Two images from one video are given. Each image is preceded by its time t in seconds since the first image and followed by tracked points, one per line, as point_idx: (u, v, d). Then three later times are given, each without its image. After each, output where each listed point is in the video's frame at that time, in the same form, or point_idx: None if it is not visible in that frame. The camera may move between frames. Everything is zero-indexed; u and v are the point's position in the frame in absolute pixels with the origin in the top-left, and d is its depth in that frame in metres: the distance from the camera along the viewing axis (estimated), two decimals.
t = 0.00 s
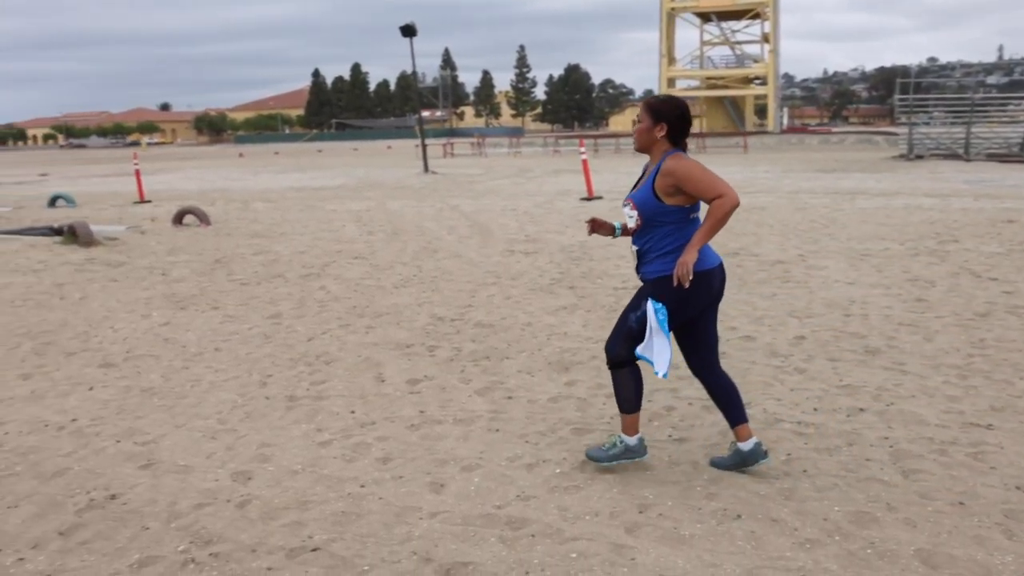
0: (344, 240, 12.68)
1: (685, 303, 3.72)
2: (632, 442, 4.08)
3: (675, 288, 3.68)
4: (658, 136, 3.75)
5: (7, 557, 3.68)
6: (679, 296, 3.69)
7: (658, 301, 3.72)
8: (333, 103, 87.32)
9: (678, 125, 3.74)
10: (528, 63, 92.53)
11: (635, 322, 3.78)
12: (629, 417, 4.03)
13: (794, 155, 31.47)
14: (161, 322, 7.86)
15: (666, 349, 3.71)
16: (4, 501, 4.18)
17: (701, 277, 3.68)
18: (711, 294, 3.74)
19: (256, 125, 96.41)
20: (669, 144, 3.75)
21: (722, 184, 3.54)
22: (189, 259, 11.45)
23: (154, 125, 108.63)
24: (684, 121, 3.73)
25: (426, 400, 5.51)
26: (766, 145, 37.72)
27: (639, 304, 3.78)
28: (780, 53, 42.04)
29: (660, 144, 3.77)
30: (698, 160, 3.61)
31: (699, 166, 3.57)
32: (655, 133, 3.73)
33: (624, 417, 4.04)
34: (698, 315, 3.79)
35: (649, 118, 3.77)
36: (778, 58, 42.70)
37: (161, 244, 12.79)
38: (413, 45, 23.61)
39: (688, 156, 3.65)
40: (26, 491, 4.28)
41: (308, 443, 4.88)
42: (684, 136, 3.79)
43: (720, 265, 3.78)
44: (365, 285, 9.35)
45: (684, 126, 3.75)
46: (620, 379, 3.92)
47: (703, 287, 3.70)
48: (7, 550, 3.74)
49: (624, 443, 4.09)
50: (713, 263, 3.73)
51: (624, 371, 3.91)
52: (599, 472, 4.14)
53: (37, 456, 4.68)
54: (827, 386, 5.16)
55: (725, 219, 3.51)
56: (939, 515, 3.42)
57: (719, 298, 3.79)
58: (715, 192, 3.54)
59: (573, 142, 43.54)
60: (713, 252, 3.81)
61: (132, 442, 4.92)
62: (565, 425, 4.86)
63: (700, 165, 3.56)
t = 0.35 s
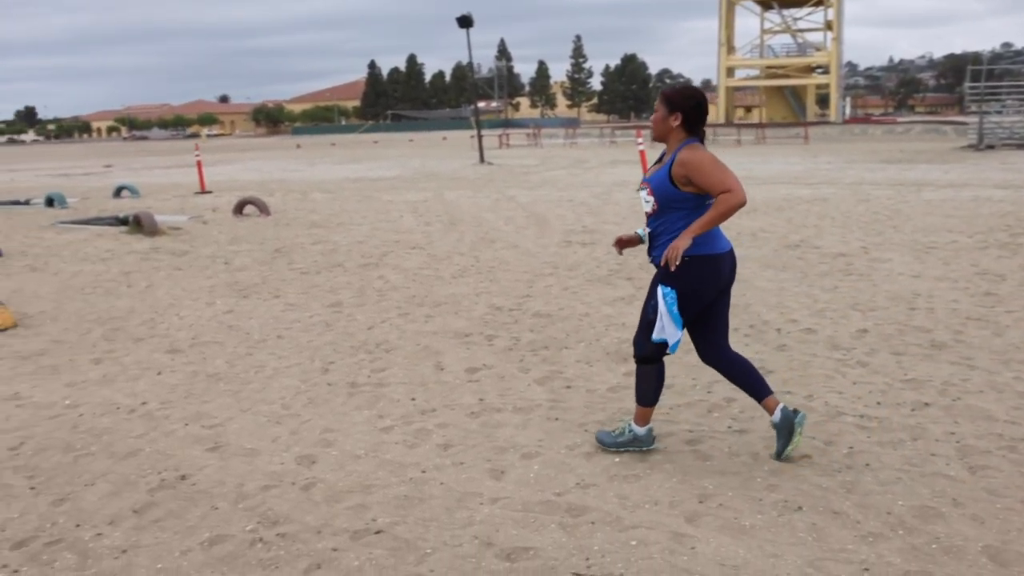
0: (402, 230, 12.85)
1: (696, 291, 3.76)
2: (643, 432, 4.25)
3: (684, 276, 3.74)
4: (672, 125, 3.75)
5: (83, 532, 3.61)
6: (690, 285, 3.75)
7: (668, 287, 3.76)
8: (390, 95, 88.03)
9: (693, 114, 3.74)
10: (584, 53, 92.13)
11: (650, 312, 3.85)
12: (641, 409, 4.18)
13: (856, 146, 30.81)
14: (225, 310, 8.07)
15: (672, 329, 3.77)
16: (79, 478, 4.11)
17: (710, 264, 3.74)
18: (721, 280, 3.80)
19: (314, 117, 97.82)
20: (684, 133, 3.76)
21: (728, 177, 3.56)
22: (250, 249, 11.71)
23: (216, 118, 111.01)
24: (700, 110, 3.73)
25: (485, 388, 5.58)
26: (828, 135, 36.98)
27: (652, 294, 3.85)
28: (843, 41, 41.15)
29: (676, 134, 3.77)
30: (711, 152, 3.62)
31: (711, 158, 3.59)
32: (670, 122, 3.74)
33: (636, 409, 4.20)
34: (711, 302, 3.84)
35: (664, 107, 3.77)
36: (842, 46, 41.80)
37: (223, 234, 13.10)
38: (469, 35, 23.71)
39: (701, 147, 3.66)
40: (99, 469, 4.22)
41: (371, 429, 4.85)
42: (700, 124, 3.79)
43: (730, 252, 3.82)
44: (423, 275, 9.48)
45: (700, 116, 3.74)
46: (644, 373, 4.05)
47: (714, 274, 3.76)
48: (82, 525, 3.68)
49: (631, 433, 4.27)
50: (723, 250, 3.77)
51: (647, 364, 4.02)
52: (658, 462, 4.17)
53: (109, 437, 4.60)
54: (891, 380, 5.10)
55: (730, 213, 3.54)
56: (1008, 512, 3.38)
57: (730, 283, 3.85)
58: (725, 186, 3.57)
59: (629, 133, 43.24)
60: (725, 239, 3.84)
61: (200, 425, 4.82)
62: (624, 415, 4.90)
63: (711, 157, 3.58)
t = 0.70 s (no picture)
0: (456, 222, 12.94)
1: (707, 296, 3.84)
2: (697, 431, 4.22)
3: (693, 280, 3.81)
4: (680, 129, 3.73)
5: (148, 514, 3.53)
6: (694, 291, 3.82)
7: (692, 296, 3.83)
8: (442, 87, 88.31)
9: (702, 118, 3.71)
10: (637, 44, 91.36)
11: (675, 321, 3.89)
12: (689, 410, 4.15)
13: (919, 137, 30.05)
14: (283, 299, 8.24)
15: (701, 338, 3.86)
16: (144, 462, 4.05)
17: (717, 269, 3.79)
18: (726, 287, 3.85)
19: (368, 109, 98.78)
20: (692, 136, 3.73)
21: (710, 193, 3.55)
22: (307, 239, 11.90)
23: (272, 111, 112.73)
24: (709, 114, 3.70)
25: (541, 379, 5.61)
26: (889, 126, 36.09)
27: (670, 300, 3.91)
28: (905, 29, 40.14)
29: (685, 137, 3.75)
30: (708, 164, 3.60)
31: (704, 172, 3.57)
32: (677, 125, 3.73)
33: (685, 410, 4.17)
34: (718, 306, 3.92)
35: (675, 108, 3.76)
36: (904, 35, 40.76)
37: (281, 224, 13.35)
38: (523, 27, 23.69)
39: (704, 156, 3.64)
40: (162, 452, 4.16)
41: (428, 418, 4.90)
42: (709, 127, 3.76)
43: (739, 257, 3.85)
44: (479, 267, 9.54)
45: (709, 119, 3.70)
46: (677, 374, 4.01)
47: (717, 281, 3.81)
48: (148, 507, 3.59)
49: (687, 432, 4.24)
50: (727, 254, 3.81)
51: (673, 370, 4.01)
52: (716, 456, 4.16)
53: (171, 422, 4.58)
54: (955, 376, 5.00)
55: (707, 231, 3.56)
56: None
57: (738, 287, 3.90)
58: (706, 203, 3.56)
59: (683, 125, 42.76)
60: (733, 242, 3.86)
61: (260, 412, 4.86)
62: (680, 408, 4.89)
63: (701, 172, 3.57)
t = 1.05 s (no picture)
0: (506, 218, 12.96)
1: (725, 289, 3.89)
2: (750, 428, 4.19)
3: (713, 275, 3.86)
4: (689, 126, 3.90)
5: (203, 505, 3.54)
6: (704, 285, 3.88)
7: (715, 290, 3.86)
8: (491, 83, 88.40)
9: (709, 115, 3.85)
10: (687, 38, 90.42)
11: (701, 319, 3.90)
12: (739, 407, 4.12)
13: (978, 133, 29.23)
14: (335, 294, 8.35)
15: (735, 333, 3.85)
16: (199, 453, 4.08)
17: (728, 262, 3.85)
18: (737, 281, 3.91)
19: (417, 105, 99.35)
20: (700, 133, 3.88)
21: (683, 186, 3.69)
22: (358, 235, 12.03)
23: (323, 107, 114.02)
24: (714, 112, 3.83)
25: (592, 376, 5.60)
26: (945, 121, 35.16)
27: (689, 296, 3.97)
28: (964, 22, 39.10)
29: (693, 135, 3.91)
30: (695, 159, 3.72)
31: (689, 166, 3.70)
32: (685, 123, 3.90)
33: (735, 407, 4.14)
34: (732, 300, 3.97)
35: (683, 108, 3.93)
36: (962, 28, 39.71)
37: (331, 220, 13.51)
38: (571, 22, 23.60)
39: (698, 151, 3.76)
40: (218, 445, 4.21)
41: (479, 414, 4.92)
42: (717, 124, 3.87)
43: (750, 250, 3.91)
44: (529, 263, 9.54)
45: (716, 117, 3.85)
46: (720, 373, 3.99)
47: (726, 276, 3.86)
48: (204, 498, 3.61)
49: (739, 431, 4.20)
50: (738, 248, 3.86)
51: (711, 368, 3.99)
52: (769, 455, 4.12)
53: (226, 415, 4.67)
54: (1017, 377, 4.87)
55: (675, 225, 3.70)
56: None
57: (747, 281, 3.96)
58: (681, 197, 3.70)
59: (734, 120, 42.18)
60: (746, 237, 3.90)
61: (313, 406, 4.93)
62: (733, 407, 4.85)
63: (683, 167, 3.70)
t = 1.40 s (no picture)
0: (553, 216, 12.88)
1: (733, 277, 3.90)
2: (686, 400, 4.65)
3: (718, 264, 3.89)
4: (695, 116, 3.98)
5: (254, 499, 3.55)
6: (708, 273, 3.93)
7: (726, 278, 3.88)
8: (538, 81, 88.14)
9: (711, 103, 3.91)
10: (736, 35, 89.18)
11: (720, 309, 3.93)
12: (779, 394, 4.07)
13: None
14: (384, 290, 8.37)
15: (759, 316, 3.83)
16: (250, 447, 4.10)
17: (728, 251, 3.87)
18: (741, 268, 3.91)
19: (465, 102, 99.55)
20: (706, 122, 3.96)
21: (672, 171, 3.80)
22: (407, 232, 12.06)
23: (371, 104, 114.75)
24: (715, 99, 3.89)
25: (642, 375, 5.51)
26: (1005, 119, 34.13)
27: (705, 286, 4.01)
28: None
29: (698, 124, 3.99)
30: (685, 143, 3.81)
31: (678, 151, 3.79)
32: (691, 113, 3.99)
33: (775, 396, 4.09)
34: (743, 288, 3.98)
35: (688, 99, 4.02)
36: (1023, 23, 38.52)
37: (380, 217, 13.57)
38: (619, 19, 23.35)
39: (692, 138, 3.85)
40: (268, 439, 4.23)
41: (528, 412, 4.87)
42: (723, 113, 3.94)
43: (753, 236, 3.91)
44: (577, 261, 9.46)
45: (718, 104, 3.92)
46: (756, 362, 3.97)
47: (729, 264, 3.88)
48: (254, 493, 3.61)
49: (786, 422, 4.16)
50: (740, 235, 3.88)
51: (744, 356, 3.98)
52: (823, 458, 4.07)
53: (276, 410, 4.69)
54: None
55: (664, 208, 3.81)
56: None
57: (754, 268, 3.95)
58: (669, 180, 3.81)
59: (785, 118, 41.44)
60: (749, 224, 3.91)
61: (362, 402, 4.92)
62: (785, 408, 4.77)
63: (674, 151, 3.80)
